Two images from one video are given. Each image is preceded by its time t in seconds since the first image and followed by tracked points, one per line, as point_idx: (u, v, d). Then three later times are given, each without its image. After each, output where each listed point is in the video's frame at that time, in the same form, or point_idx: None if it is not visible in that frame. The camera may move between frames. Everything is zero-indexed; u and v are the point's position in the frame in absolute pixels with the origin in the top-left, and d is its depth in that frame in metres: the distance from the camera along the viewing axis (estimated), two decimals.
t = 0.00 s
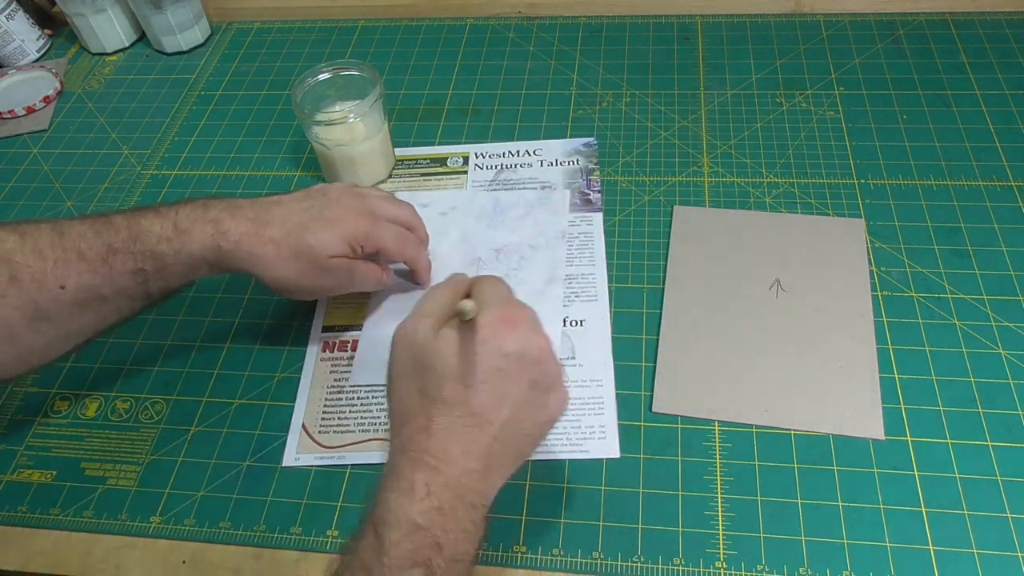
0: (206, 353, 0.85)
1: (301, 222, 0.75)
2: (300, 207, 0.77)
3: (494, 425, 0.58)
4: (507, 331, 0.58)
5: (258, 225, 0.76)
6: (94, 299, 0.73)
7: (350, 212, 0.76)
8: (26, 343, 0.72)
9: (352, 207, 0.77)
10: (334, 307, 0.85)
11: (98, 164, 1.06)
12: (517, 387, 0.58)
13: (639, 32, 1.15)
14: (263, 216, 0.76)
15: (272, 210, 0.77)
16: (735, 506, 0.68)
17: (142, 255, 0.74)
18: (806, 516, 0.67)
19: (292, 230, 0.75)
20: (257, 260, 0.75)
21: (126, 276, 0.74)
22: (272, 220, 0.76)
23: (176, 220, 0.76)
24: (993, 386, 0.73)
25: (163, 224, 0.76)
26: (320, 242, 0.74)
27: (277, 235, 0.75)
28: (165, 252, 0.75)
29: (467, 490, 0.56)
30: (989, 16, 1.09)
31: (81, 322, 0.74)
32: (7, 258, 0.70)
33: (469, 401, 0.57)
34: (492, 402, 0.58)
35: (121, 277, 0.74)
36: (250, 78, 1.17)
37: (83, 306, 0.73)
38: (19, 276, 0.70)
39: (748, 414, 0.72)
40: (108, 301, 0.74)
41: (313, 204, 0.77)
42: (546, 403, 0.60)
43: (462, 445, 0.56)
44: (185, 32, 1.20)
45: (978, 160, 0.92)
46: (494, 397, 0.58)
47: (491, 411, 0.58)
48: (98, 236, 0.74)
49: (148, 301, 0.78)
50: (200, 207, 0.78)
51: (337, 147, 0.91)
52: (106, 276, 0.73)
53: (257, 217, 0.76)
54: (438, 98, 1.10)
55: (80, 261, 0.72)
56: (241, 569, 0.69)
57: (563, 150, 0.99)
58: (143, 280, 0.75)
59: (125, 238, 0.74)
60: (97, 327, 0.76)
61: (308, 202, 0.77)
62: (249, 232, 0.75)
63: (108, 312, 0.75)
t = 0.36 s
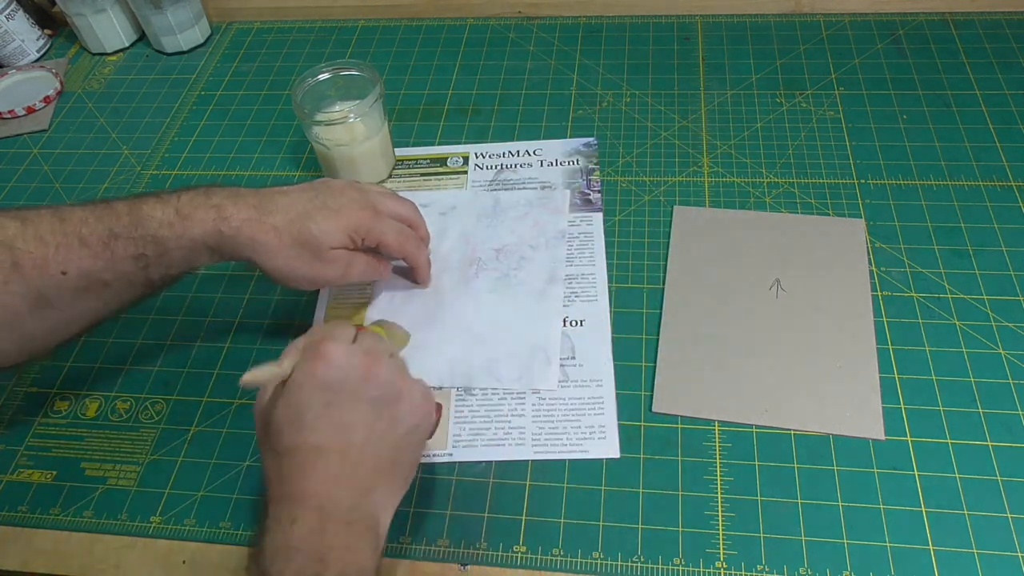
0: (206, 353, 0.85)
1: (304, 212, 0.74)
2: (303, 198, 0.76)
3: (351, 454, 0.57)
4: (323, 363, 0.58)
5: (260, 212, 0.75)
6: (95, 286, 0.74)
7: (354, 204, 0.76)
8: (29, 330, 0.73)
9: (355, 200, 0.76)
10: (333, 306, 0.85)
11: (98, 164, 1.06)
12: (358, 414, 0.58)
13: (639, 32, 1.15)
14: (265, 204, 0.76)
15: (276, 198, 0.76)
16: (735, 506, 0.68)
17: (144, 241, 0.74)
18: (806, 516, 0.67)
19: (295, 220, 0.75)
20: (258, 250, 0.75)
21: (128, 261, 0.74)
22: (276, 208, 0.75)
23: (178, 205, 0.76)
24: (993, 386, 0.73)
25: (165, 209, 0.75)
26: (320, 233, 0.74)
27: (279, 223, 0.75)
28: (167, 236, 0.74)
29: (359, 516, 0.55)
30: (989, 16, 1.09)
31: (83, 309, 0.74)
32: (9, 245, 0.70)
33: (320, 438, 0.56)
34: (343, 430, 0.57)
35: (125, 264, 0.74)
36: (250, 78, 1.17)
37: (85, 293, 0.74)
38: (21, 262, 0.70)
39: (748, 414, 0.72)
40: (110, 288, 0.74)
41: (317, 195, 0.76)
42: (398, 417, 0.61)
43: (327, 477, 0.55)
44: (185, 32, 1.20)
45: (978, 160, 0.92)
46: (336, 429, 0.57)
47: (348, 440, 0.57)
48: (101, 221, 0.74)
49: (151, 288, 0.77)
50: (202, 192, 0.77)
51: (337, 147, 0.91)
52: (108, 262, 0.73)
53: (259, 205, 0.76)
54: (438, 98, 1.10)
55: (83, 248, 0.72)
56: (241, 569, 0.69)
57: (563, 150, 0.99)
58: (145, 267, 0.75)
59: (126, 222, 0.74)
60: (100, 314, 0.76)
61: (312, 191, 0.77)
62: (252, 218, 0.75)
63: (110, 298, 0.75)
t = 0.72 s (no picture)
0: (206, 353, 0.85)
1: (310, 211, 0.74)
2: (309, 195, 0.76)
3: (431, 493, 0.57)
4: (429, 393, 0.57)
5: (266, 210, 0.75)
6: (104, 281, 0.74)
7: (359, 203, 0.76)
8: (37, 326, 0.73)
9: (359, 198, 0.76)
10: (334, 307, 0.85)
11: (98, 164, 1.06)
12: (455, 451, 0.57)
13: (639, 31, 1.15)
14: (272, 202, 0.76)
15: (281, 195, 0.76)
16: (735, 506, 0.68)
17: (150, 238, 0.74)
18: (806, 516, 0.67)
19: (301, 218, 0.75)
20: (264, 248, 0.75)
21: (134, 258, 0.74)
22: (282, 205, 0.75)
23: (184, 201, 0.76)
24: (993, 386, 0.73)
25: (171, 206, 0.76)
26: (327, 232, 0.75)
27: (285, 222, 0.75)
28: (173, 234, 0.75)
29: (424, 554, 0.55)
30: (989, 16, 1.09)
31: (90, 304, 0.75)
32: (15, 241, 0.70)
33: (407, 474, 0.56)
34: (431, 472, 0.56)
35: (130, 261, 0.74)
36: (250, 78, 1.17)
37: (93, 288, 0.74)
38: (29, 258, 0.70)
39: (748, 413, 0.72)
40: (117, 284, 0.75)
41: (322, 193, 0.76)
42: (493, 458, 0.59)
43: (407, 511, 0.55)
44: (184, 32, 1.20)
45: (978, 160, 0.92)
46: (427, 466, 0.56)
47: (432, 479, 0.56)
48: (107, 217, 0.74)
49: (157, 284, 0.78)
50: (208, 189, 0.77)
51: (337, 147, 0.91)
52: (115, 258, 0.73)
53: (265, 202, 0.76)
54: (438, 98, 1.10)
55: (89, 245, 0.72)
56: (241, 569, 0.69)
57: (563, 149, 0.99)
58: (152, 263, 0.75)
59: (134, 219, 0.74)
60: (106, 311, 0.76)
61: (317, 188, 0.77)
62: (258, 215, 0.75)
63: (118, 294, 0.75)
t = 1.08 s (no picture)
0: (206, 353, 0.85)
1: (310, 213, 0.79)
2: (309, 197, 0.81)
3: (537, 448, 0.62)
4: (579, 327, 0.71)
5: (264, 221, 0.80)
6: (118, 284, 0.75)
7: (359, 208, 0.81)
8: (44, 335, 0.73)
9: (360, 200, 0.81)
10: (333, 307, 0.86)
11: (98, 164, 1.06)
12: (583, 376, 0.65)
13: (639, 31, 1.15)
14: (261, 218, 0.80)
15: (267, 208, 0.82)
16: (734, 506, 0.68)
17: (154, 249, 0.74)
18: (806, 516, 0.67)
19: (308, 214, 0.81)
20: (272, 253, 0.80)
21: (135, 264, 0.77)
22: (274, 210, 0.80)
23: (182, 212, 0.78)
24: (993, 385, 0.73)
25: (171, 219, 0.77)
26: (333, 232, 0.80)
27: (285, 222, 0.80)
28: (174, 239, 0.78)
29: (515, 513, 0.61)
30: (989, 16, 1.09)
31: (90, 310, 0.77)
32: (16, 250, 0.70)
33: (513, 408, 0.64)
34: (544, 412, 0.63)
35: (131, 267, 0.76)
36: (250, 78, 1.17)
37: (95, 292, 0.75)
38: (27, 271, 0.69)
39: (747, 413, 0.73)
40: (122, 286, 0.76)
41: (323, 195, 0.81)
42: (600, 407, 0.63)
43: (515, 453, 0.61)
44: (184, 32, 1.20)
45: (977, 160, 0.92)
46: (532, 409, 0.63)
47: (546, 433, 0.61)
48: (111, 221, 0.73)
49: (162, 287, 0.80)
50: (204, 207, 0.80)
51: (337, 147, 0.91)
52: (116, 264, 0.74)
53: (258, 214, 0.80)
54: (438, 98, 1.10)
55: (90, 251, 0.73)
56: (242, 569, 0.69)
57: (563, 150, 0.99)
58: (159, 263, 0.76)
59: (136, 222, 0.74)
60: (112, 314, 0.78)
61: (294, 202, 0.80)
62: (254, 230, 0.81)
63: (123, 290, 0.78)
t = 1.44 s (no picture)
0: (205, 353, 0.85)
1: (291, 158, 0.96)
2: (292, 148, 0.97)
3: (488, 453, 0.72)
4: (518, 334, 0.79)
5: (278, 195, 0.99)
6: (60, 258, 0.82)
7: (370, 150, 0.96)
8: (12, 305, 0.78)
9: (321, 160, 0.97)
10: (334, 308, 0.86)
11: (98, 163, 1.06)
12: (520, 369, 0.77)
13: (639, 32, 1.15)
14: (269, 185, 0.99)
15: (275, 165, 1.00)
16: (735, 506, 0.68)
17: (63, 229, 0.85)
18: (806, 516, 0.67)
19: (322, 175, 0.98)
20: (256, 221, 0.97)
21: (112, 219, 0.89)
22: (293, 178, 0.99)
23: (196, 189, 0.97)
24: (992, 386, 0.73)
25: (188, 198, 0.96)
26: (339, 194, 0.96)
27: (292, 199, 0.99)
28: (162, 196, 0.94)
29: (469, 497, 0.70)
30: (989, 15, 1.09)
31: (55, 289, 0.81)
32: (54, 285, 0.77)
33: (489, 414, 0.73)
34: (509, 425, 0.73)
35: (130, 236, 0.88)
36: (250, 78, 1.17)
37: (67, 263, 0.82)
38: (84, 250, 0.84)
39: (747, 414, 0.73)
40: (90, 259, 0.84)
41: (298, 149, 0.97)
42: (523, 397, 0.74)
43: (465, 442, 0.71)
44: (185, 32, 1.20)
45: (978, 160, 0.92)
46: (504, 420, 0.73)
47: (497, 438, 0.72)
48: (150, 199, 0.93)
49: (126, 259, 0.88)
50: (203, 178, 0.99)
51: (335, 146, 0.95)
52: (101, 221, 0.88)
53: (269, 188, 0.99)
54: (438, 98, 1.10)
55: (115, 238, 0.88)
56: (241, 569, 0.69)
57: (563, 150, 0.99)
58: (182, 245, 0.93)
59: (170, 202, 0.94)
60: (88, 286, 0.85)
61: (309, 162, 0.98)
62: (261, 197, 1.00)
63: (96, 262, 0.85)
